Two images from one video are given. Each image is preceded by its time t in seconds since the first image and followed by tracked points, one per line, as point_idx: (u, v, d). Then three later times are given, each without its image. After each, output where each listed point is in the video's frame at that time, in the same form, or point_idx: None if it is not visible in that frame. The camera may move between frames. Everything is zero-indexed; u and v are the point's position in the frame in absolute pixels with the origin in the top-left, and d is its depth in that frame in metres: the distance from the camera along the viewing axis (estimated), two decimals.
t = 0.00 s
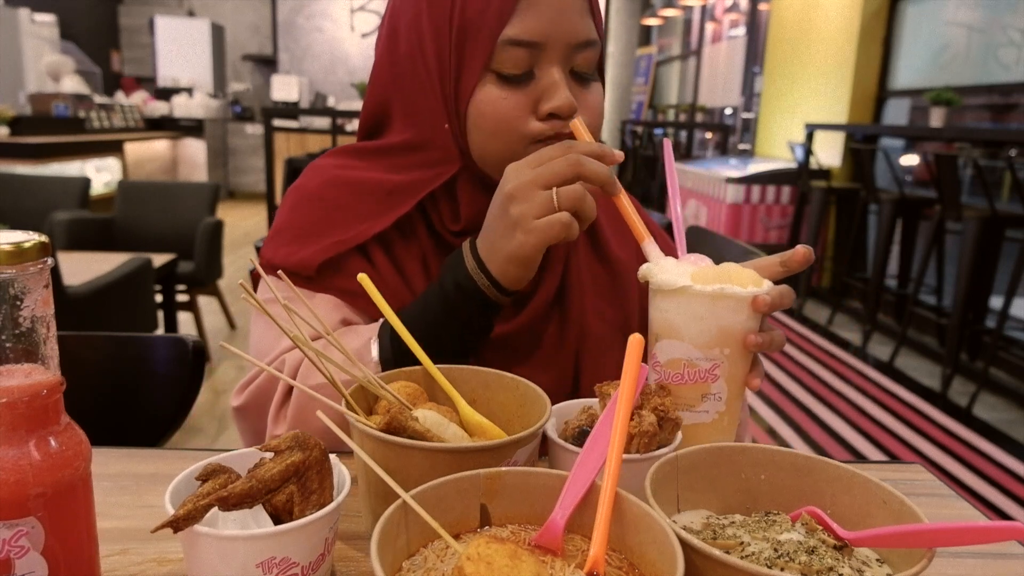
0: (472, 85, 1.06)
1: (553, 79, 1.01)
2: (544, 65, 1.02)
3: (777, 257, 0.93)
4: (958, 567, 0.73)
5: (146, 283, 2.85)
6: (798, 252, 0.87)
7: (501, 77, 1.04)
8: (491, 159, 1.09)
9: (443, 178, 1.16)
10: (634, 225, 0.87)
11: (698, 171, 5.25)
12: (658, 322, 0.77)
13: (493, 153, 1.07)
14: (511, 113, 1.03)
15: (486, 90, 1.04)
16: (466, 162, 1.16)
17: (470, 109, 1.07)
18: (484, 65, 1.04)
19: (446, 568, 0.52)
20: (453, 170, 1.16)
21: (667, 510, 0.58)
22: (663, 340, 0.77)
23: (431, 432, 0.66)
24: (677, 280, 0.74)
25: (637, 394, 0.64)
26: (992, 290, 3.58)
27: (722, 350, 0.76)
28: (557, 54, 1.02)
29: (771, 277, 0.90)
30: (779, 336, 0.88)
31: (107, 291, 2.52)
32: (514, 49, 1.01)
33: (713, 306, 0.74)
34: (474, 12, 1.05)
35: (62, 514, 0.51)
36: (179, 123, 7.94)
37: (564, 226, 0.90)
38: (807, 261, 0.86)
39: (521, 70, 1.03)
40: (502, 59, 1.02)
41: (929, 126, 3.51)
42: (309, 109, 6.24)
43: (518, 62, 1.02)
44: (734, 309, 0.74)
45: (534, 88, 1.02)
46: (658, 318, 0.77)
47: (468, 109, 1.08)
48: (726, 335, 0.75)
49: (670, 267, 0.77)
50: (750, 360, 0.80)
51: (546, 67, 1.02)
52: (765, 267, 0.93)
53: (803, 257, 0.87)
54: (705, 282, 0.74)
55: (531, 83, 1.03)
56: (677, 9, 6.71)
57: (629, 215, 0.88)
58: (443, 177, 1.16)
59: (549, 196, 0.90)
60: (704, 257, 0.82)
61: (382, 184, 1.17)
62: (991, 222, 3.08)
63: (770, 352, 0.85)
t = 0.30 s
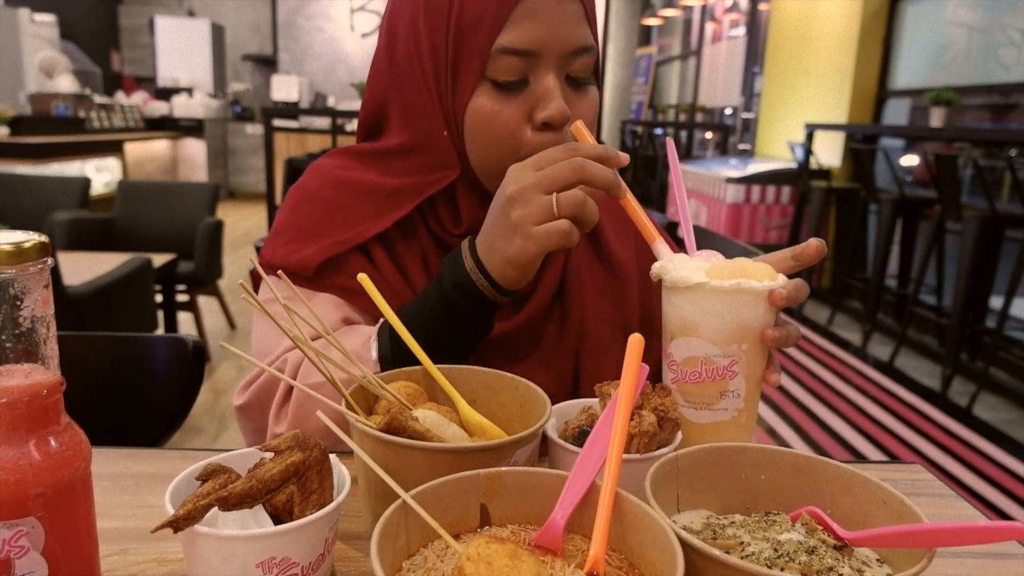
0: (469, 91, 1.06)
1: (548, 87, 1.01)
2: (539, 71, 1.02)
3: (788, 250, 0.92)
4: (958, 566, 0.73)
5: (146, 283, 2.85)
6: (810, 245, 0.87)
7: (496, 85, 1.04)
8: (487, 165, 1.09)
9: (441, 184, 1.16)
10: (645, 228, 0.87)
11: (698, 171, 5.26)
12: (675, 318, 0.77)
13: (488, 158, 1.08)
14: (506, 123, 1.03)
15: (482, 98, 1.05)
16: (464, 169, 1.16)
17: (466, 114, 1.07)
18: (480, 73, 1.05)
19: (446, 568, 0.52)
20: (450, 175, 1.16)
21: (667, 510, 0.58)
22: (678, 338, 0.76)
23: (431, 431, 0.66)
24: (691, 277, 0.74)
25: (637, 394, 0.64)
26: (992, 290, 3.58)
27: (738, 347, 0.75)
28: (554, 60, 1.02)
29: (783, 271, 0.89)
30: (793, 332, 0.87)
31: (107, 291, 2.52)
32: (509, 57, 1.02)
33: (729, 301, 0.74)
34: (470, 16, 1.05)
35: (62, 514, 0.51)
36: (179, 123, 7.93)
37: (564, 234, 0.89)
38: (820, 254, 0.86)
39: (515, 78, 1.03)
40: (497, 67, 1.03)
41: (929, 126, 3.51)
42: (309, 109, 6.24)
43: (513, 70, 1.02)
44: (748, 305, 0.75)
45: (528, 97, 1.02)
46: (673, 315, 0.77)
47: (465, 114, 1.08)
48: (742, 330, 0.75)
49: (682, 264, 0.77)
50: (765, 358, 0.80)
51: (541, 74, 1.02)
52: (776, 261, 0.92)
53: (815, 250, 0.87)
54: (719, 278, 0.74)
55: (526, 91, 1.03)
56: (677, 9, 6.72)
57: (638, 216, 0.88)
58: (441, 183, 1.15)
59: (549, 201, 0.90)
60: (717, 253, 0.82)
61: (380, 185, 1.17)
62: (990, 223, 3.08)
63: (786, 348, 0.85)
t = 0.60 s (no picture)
0: (465, 87, 1.06)
1: (544, 83, 1.00)
2: (536, 67, 1.02)
3: (788, 258, 0.93)
4: (958, 566, 0.73)
5: (146, 283, 2.85)
6: (810, 252, 0.87)
7: (492, 79, 1.04)
8: (485, 163, 1.08)
9: (440, 182, 1.16)
10: (645, 236, 0.86)
11: (698, 171, 5.26)
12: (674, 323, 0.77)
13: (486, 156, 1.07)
14: (504, 119, 1.02)
15: (478, 93, 1.05)
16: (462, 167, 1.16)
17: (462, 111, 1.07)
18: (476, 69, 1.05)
19: (446, 568, 0.52)
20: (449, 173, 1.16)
21: (667, 510, 0.58)
22: (678, 344, 0.77)
23: (431, 432, 0.66)
24: (691, 283, 0.74)
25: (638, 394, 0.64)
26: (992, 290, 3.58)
27: (738, 354, 0.75)
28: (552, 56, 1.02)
29: (785, 280, 0.89)
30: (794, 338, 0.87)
31: (107, 291, 2.52)
32: (504, 51, 1.01)
33: (731, 308, 0.74)
34: (466, 15, 1.06)
35: (62, 514, 0.51)
36: (179, 123, 7.93)
37: (560, 242, 0.90)
38: (820, 262, 0.86)
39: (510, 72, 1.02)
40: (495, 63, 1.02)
41: (929, 126, 3.51)
42: (309, 109, 6.24)
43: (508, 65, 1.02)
44: (747, 314, 0.74)
45: (525, 93, 1.02)
46: (673, 320, 0.77)
47: (460, 113, 1.08)
48: (743, 338, 0.75)
49: (683, 270, 0.77)
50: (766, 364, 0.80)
51: (539, 70, 1.02)
52: (778, 268, 0.92)
53: (815, 258, 0.87)
54: (719, 284, 0.75)
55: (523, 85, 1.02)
56: (677, 9, 6.72)
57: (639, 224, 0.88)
58: (438, 183, 1.16)
59: (546, 209, 0.90)
60: (718, 260, 0.82)
61: (380, 185, 1.17)
62: (991, 223, 3.08)
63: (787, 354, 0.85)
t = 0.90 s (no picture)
0: (441, 74, 1.06)
1: (522, 70, 0.99)
2: (513, 54, 1.01)
3: (790, 265, 0.92)
4: (958, 566, 0.73)
5: (146, 283, 2.85)
6: (813, 262, 0.87)
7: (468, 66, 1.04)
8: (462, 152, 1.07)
9: (419, 179, 1.15)
10: (650, 248, 0.85)
11: (698, 171, 5.25)
12: (675, 332, 0.77)
13: (463, 146, 1.05)
14: (477, 103, 1.02)
15: (455, 80, 1.04)
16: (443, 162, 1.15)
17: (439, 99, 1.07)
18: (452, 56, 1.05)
19: (446, 568, 0.52)
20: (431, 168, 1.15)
21: (666, 510, 0.58)
22: (680, 354, 0.77)
23: (431, 432, 0.66)
24: (694, 292, 0.74)
25: (638, 395, 0.64)
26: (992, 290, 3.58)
27: (740, 364, 0.75)
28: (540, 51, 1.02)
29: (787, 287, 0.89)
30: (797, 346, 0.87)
31: (107, 291, 2.52)
32: (480, 38, 1.01)
33: (733, 317, 0.74)
34: (443, 7, 1.05)
35: (62, 514, 0.51)
36: (179, 123, 7.92)
37: (559, 249, 0.89)
38: (823, 270, 0.86)
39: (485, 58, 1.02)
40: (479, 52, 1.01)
41: (929, 126, 3.51)
42: (309, 109, 6.24)
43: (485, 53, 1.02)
44: (753, 322, 0.75)
45: (502, 80, 1.01)
46: (674, 328, 0.77)
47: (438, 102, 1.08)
48: (745, 346, 0.75)
49: (685, 277, 0.77)
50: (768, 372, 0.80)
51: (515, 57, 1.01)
52: (780, 275, 0.92)
53: (817, 266, 0.87)
54: (722, 295, 0.74)
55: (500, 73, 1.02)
56: (676, 9, 6.72)
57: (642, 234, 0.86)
58: (420, 179, 1.15)
59: (540, 218, 0.89)
60: (721, 268, 0.82)
61: (376, 185, 1.17)
62: (991, 223, 3.08)
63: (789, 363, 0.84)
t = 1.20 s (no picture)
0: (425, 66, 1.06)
1: (503, 63, 0.97)
2: (495, 48, 0.99)
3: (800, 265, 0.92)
4: (958, 566, 0.73)
5: (146, 283, 2.85)
6: (823, 260, 0.86)
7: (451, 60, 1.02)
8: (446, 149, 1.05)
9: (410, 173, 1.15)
10: (662, 248, 0.85)
11: (698, 171, 5.25)
12: (686, 332, 0.77)
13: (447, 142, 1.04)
14: (459, 98, 1.00)
15: (439, 73, 1.03)
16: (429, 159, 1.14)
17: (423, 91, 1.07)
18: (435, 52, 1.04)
19: (446, 568, 0.52)
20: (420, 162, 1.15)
21: (666, 510, 0.58)
22: (690, 353, 0.76)
23: (431, 432, 0.66)
24: (708, 289, 0.74)
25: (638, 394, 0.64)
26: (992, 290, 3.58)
27: (754, 362, 0.75)
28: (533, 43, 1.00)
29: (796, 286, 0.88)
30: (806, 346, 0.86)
31: (107, 291, 2.52)
32: (462, 31, 1.00)
33: (748, 315, 0.73)
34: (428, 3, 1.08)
35: (62, 513, 0.51)
36: (179, 123, 7.92)
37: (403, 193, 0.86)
38: (834, 270, 0.86)
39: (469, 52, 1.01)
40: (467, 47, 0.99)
41: (929, 126, 3.51)
42: (309, 109, 6.24)
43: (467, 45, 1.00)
44: (765, 319, 0.74)
45: (483, 74, 0.99)
46: (687, 327, 0.77)
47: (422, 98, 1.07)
48: (758, 346, 0.75)
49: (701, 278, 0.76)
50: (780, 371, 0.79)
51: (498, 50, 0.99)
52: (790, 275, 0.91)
53: (829, 265, 0.86)
54: (735, 293, 0.74)
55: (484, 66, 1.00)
56: (677, 9, 6.72)
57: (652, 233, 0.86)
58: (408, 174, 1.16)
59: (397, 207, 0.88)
60: (731, 267, 0.81)
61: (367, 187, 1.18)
62: (990, 223, 3.08)
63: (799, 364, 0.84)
